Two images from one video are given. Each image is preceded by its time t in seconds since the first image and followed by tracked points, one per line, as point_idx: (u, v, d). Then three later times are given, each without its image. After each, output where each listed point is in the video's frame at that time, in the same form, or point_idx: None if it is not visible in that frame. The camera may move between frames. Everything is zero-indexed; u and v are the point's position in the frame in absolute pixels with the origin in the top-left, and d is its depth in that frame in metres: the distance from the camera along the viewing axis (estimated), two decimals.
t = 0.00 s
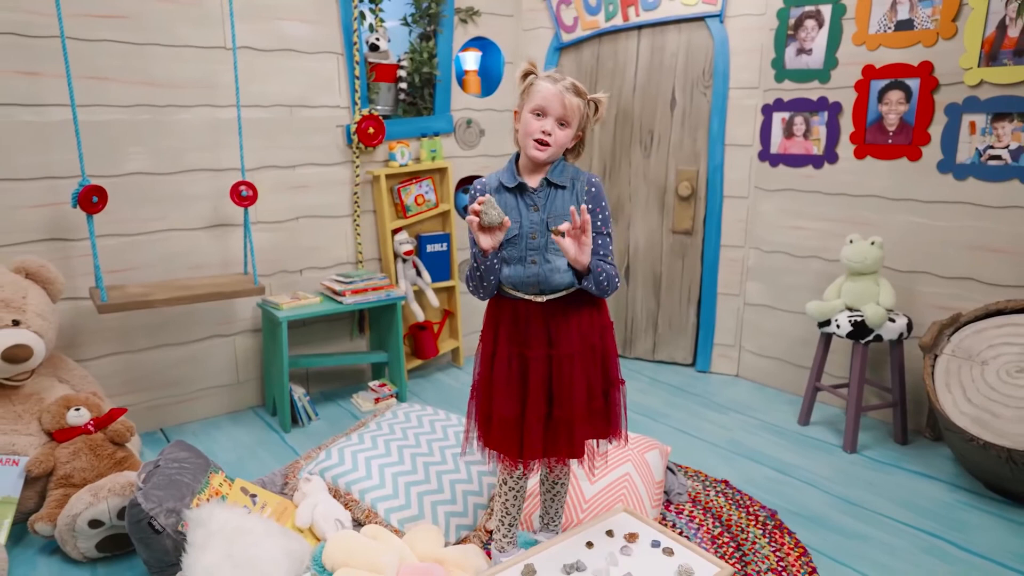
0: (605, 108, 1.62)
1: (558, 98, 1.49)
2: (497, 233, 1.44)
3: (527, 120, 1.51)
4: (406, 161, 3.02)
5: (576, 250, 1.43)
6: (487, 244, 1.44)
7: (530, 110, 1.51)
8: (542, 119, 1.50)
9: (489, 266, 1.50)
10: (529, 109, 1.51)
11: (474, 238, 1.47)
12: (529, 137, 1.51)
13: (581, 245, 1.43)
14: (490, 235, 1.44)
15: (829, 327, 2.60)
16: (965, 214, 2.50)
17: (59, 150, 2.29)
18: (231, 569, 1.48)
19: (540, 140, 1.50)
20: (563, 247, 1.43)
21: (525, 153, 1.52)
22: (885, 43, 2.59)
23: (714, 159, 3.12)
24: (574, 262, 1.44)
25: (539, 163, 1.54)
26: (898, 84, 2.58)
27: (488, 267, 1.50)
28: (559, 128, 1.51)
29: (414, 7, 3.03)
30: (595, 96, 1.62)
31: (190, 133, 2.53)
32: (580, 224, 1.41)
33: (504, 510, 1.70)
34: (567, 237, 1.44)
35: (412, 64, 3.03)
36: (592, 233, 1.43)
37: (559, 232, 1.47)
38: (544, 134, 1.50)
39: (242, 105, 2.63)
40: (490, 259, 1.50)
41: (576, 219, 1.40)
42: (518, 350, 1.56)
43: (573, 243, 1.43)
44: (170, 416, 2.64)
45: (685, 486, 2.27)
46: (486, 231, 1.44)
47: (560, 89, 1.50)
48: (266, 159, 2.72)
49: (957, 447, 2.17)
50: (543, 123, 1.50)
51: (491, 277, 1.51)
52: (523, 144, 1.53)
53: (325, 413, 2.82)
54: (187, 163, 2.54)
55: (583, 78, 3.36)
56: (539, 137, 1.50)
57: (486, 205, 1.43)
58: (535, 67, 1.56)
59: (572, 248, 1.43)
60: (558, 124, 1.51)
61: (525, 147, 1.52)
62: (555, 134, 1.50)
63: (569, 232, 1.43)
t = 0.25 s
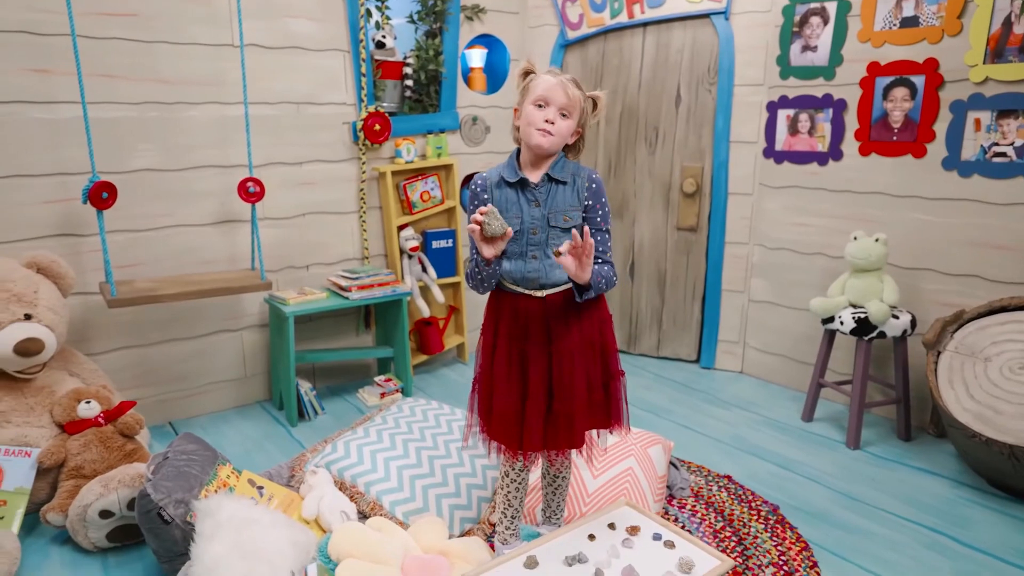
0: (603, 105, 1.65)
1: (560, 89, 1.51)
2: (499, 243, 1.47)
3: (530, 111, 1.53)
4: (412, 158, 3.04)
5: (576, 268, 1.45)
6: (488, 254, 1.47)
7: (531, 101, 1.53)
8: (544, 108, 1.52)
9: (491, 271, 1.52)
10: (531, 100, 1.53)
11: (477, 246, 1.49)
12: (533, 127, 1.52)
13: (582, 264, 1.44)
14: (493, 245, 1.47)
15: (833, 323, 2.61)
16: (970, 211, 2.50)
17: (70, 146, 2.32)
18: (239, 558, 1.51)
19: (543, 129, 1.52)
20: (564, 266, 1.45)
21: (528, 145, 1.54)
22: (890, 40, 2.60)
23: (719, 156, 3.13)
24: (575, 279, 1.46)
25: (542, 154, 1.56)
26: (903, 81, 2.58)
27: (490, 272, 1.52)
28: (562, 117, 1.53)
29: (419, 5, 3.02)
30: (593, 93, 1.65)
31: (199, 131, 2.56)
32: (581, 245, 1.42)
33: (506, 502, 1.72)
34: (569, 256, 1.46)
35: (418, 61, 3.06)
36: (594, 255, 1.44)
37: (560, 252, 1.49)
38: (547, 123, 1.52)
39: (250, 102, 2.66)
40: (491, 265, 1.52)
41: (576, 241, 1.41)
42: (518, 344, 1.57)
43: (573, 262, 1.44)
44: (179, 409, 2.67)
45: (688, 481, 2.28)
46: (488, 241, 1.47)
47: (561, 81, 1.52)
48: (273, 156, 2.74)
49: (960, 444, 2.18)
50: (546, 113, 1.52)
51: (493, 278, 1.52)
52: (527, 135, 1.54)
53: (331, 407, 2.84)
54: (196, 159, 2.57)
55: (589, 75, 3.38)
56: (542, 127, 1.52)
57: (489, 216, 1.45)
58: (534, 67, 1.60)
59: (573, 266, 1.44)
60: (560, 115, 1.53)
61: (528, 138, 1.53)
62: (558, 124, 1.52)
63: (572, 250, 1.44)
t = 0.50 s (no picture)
0: (607, 98, 1.66)
1: (562, 86, 1.53)
2: (500, 237, 1.47)
3: (532, 108, 1.54)
4: (419, 151, 3.05)
5: (587, 257, 1.46)
6: (488, 248, 1.47)
7: (534, 98, 1.54)
8: (547, 106, 1.53)
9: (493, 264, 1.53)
10: (534, 97, 1.55)
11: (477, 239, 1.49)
12: (535, 124, 1.54)
13: (593, 252, 1.45)
14: (495, 239, 1.47)
15: (838, 317, 2.61)
16: (976, 205, 2.49)
17: (82, 140, 2.35)
18: (249, 545, 1.54)
19: (545, 126, 1.53)
20: (575, 253, 1.45)
21: (532, 140, 1.55)
22: (898, 33, 2.59)
23: (725, 150, 3.13)
24: (586, 267, 1.47)
25: (546, 149, 1.57)
26: (910, 75, 2.58)
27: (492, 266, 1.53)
28: (564, 114, 1.54)
29: None
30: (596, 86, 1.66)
31: (208, 124, 2.58)
32: (594, 234, 1.43)
33: (510, 492, 1.74)
34: (580, 244, 1.46)
35: (425, 55, 3.07)
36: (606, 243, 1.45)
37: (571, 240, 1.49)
38: (549, 121, 1.53)
39: (259, 96, 2.68)
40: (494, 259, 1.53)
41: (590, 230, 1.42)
42: (523, 335, 1.58)
43: (585, 250, 1.45)
44: (189, 400, 2.70)
45: (693, 473, 2.30)
46: (489, 235, 1.47)
47: (563, 78, 1.53)
48: (282, 149, 2.76)
49: (964, 437, 2.19)
50: (548, 110, 1.53)
51: (494, 266, 1.54)
52: (529, 132, 1.56)
53: (339, 399, 2.87)
54: (205, 153, 2.59)
55: (595, 69, 3.38)
56: (545, 123, 1.53)
57: (492, 210, 1.44)
58: (537, 62, 1.61)
59: (584, 255, 1.45)
60: (563, 111, 1.55)
61: (530, 135, 1.55)
62: (560, 121, 1.54)
63: (582, 238, 1.45)
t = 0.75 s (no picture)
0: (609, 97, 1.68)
1: (566, 85, 1.55)
2: (510, 223, 1.51)
3: (537, 105, 1.56)
4: (424, 148, 3.08)
5: (590, 233, 1.50)
6: (500, 234, 1.50)
7: (539, 95, 1.56)
8: (551, 103, 1.56)
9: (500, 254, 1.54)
10: (538, 94, 1.56)
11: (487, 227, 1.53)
12: (539, 120, 1.56)
13: (596, 227, 1.49)
14: (504, 225, 1.51)
15: (841, 313, 2.63)
16: (979, 201, 2.50)
17: (93, 136, 2.37)
18: (260, 535, 1.57)
19: (549, 123, 1.55)
20: (579, 230, 1.49)
21: (536, 136, 1.57)
22: (902, 30, 2.60)
23: (729, 146, 3.14)
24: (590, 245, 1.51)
25: (549, 146, 1.59)
26: (914, 72, 2.59)
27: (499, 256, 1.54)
28: (567, 112, 1.57)
29: None
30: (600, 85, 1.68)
31: (216, 121, 2.60)
32: (596, 208, 1.48)
33: (515, 484, 1.76)
34: (583, 221, 1.51)
35: (431, 52, 3.09)
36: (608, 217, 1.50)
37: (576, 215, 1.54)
38: (553, 118, 1.55)
39: (267, 93, 2.70)
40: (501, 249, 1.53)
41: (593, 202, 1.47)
42: (529, 329, 1.61)
43: (588, 226, 1.49)
44: (197, 394, 2.73)
45: (696, 466, 2.33)
46: (500, 222, 1.51)
47: (568, 76, 1.55)
48: (289, 146, 2.79)
49: (965, 432, 2.21)
50: (552, 107, 1.55)
51: (502, 262, 1.54)
52: (533, 129, 1.58)
53: (345, 392, 2.90)
54: (214, 149, 2.61)
55: (600, 66, 3.40)
56: (548, 119, 1.55)
57: (501, 195, 1.49)
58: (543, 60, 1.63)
59: (587, 230, 1.49)
60: (566, 109, 1.57)
61: (534, 131, 1.57)
62: (564, 118, 1.56)
63: (585, 215, 1.50)
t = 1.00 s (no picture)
0: (615, 93, 1.69)
1: (570, 83, 1.56)
2: (519, 222, 1.51)
3: (541, 103, 1.58)
4: (428, 143, 3.10)
5: (591, 230, 1.51)
6: (509, 232, 1.51)
7: (543, 94, 1.58)
8: (555, 101, 1.57)
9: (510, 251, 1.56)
10: (542, 93, 1.58)
11: (497, 225, 1.54)
12: (543, 119, 1.58)
13: (597, 224, 1.51)
14: (514, 223, 1.52)
15: (842, 308, 2.65)
16: (980, 196, 2.52)
17: (100, 132, 2.39)
18: (268, 525, 1.59)
19: (553, 121, 1.57)
20: (581, 227, 1.51)
21: (541, 134, 1.59)
22: (904, 26, 2.61)
23: (731, 142, 3.16)
24: (591, 241, 1.52)
25: (554, 144, 1.61)
26: (916, 67, 2.60)
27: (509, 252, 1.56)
28: (571, 110, 1.58)
29: None
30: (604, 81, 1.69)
31: (222, 117, 2.62)
32: (598, 205, 1.49)
33: (522, 476, 1.79)
34: (585, 217, 1.52)
35: (435, 48, 3.09)
36: (610, 215, 1.50)
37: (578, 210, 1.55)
38: (557, 116, 1.57)
39: (272, 88, 2.72)
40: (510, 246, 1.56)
41: (594, 200, 1.48)
42: (538, 323, 1.63)
43: (590, 223, 1.51)
44: (203, 387, 2.76)
45: (698, 459, 2.35)
46: (509, 220, 1.52)
47: (572, 74, 1.56)
48: (294, 141, 2.80)
49: (965, 425, 2.23)
50: (556, 105, 1.57)
51: (512, 259, 1.57)
52: (538, 127, 1.60)
53: (350, 386, 2.93)
54: (220, 144, 2.63)
55: (602, 62, 3.42)
56: (552, 118, 1.57)
57: (510, 195, 1.50)
58: (548, 57, 1.64)
59: (588, 227, 1.51)
60: (571, 106, 1.58)
61: (539, 129, 1.59)
62: (568, 116, 1.57)
63: (587, 211, 1.51)
